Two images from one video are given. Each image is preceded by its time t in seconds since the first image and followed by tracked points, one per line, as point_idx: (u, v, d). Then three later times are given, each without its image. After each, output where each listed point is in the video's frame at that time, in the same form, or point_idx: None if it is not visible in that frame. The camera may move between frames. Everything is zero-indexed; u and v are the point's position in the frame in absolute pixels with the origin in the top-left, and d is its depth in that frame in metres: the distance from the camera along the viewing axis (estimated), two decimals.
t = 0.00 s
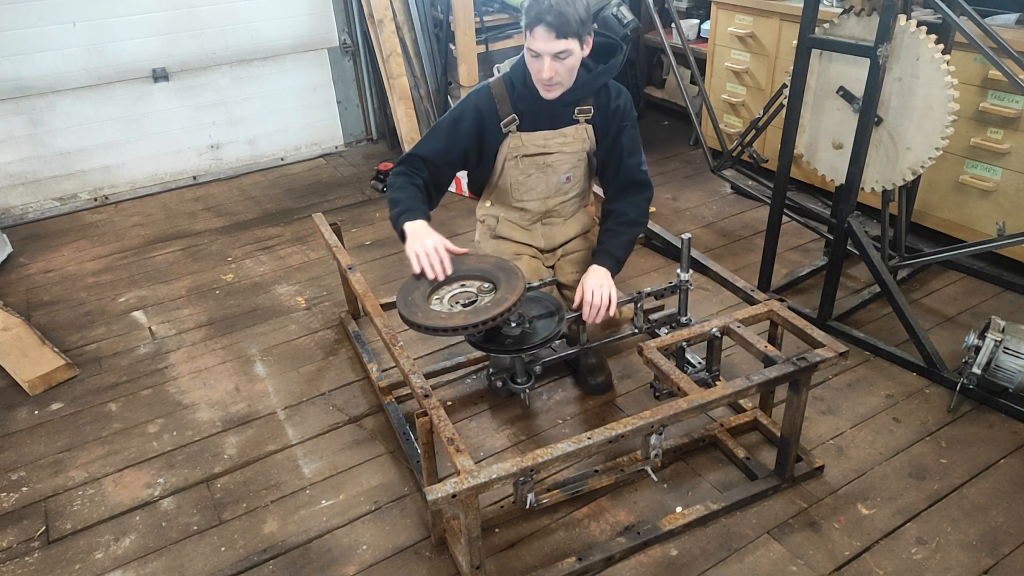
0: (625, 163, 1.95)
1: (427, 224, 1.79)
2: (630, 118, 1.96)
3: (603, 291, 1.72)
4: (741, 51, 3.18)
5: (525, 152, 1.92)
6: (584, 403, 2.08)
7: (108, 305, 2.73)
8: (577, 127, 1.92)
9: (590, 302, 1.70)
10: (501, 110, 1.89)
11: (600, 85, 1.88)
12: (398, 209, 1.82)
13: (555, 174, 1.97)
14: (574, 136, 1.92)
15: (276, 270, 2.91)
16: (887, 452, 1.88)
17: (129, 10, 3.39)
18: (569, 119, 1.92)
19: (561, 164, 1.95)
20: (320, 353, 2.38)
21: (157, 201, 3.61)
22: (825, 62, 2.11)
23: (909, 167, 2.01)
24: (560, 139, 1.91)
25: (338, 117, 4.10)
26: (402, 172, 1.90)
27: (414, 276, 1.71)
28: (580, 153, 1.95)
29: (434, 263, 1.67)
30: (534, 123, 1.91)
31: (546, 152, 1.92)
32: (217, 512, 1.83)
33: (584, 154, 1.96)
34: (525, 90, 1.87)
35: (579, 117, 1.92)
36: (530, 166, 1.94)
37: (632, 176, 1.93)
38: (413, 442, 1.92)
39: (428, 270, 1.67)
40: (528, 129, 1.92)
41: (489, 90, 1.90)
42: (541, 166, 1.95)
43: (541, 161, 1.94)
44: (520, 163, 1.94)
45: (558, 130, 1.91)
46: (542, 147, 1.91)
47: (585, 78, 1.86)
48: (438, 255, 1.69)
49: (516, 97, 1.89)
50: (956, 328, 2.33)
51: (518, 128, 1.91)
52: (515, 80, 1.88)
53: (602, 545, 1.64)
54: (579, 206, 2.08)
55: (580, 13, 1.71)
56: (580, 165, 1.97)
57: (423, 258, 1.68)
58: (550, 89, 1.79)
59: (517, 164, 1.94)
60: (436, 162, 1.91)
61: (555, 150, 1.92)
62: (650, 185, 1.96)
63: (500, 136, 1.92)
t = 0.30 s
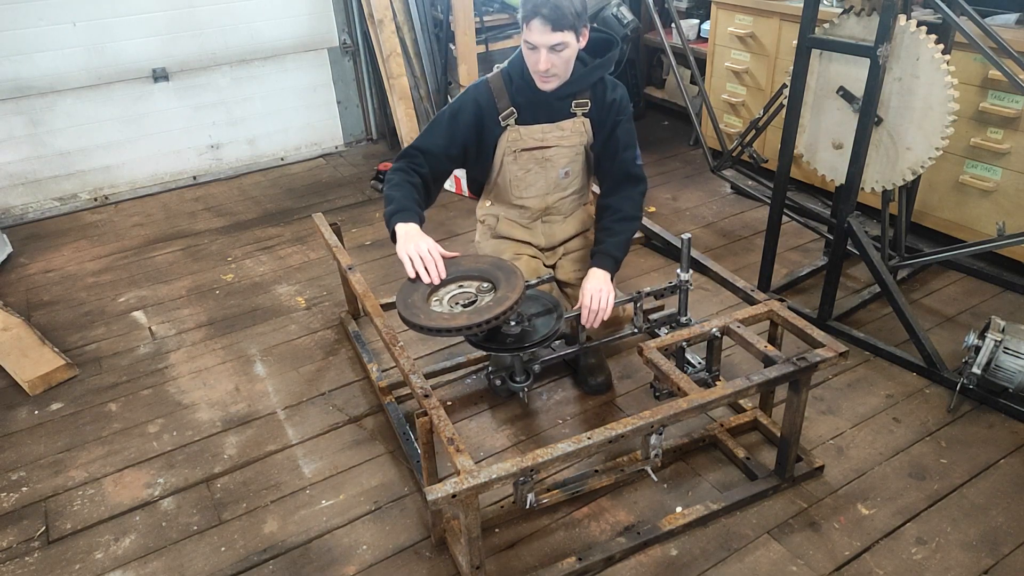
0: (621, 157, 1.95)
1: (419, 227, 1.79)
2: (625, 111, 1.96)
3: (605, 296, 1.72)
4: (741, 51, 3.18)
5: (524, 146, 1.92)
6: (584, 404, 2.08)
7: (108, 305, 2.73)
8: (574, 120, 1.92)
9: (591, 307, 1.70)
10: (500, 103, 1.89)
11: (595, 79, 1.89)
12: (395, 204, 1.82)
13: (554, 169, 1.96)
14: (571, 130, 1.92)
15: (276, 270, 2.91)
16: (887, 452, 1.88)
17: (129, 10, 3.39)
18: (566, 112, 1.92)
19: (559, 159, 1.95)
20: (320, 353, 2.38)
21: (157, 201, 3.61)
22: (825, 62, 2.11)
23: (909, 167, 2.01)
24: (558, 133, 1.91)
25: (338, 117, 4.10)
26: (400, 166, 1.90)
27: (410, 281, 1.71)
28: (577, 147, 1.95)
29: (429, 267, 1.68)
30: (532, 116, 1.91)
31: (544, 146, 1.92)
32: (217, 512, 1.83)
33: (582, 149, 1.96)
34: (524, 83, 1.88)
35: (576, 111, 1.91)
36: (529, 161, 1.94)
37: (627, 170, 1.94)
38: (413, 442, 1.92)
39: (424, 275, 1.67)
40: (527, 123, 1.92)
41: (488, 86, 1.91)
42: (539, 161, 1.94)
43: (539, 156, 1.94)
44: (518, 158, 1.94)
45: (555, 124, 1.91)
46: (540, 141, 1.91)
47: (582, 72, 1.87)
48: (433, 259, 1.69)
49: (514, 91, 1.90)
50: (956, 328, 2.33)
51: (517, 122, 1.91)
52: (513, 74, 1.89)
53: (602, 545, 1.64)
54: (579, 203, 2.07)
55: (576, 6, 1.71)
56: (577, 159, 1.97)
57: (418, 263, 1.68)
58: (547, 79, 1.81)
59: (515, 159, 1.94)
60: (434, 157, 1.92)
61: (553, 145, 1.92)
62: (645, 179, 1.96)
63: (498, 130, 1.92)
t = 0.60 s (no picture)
0: (618, 155, 1.94)
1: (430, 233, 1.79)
2: (624, 110, 1.94)
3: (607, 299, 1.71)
4: (741, 51, 3.18)
5: (523, 144, 1.92)
6: (586, 404, 2.08)
7: (108, 305, 2.73)
8: (572, 118, 1.92)
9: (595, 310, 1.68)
10: (499, 101, 1.89)
11: (593, 77, 1.89)
12: (402, 207, 1.82)
13: (553, 168, 1.96)
14: (570, 128, 1.92)
15: (276, 270, 2.91)
16: (887, 452, 1.88)
17: (129, 10, 3.39)
18: (565, 110, 1.92)
19: (558, 157, 1.95)
20: (320, 353, 2.38)
21: (157, 201, 3.61)
22: (825, 62, 2.11)
23: (909, 167, 2.01)
24: (557, 131, 1.92)
25: (338, 117, 4.10)
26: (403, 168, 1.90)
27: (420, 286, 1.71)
28: (576, 145, 1.94)
29: (439, 273, 1.67)
30: (531, 114, 1.91)
31: (543, 144, 1.92)
32: (217, 512, 1.83)
33: (580, 147, 1.96)
34: (523, 81, 1.88)
35: (574, 109, 1.91)
36: (527, 159, 1.94)
37: (624, 169, 1.93)
38: (413, 442, 1.92)
39: (434, 281, 1.66)
40: (526, 120, 1.92)
41: (487, 83, 1.91)
42: (538, 159, 1.94)
43: (537, 154, 1.94)
44: (518, 157, 1.94)
45: (554, 122, 1.91)
46: (539, 139, 1.91)
47: (580, 70, 1.87)
48: (443, 265, 1.69)
49: (513, 88, 1.90)
50: (957, 328, 2.33)
51: (516, 120, 1.91)
52: (512, 71, 1.89)
53: (602, 545, 1.64)
54: (578, 202, 2.07)
55: (574, 2, 1.72)
56: (576, 158, 1.96)
57: (429, 269, 1.68)
58: (547, 77, 1.81)
59: (514, 157, 1.94)
60: (436, 156, 1.92)
61: (552, 143, 1.92)
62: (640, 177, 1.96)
63: (497, 128, 1.92)
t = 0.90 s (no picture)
0: (616, 155, 1.94)
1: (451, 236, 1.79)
2: (622, 109, 1.94)
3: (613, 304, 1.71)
4: (741, 51, 3.18)
5: (523, 142, 1.92)
6: (586, 404, 2.08)
7: (108, 305, 2.73)
8: (572, 117, 1.92)
9: (607, 318, 1.67)
10: (500, 99, 1.89)
11: (593, 76, 1.89)
12: (419, 209, 1.83)
13: (553, 166, 1.96)
14: (570, 126, 1.92)
15: (276, 270, 2.91)
16: (887, 452, 1.88)
17: (129, 10, 3.39)
18: (564, 108, 1.92)
19: (558, 155, 1.95)
20: (320, 353, 2.38)
21: (157, 201, 3.61)
22: (825, 62, 2.11)
23: (909, 167, 2.01)
24: (557, 129, 1.92)
25: (338, 117, 4.10)
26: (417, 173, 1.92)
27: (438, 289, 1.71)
28: (576, 144, 1.94)
29: (457, 279, 1.67)
30: (532, 112, 1.91)
31: (542, 142, 1.92)
32: (217, 512, 1.83)
33: (580, 145, 1.96)
34: (523, 78, 1.88)
35: (574, 107, 1.91)
36: (528, 157, 1.94)
37: (621, 167, 1.93)
38: (413, 442, 1.92)
39: (453, 285, 1.67)
40: (526, 118, 1.91)
41: (487, 81, 1.91)
42: (538, 157, 1.94)
43: (538, 151, 1.94)
44: (518, 155, 1.94)
45: (554, 121, 1.91)
46: (539, 137, 1.92)
47: (580, 68, 1.87)
48: (463, 270, 1.69)
49: (513, 86, 1.90)
50: (957, 329, 2.33)
51: (517, 118, 1.91)
52: (512, 68, 1.89)
53: (602, 545, 1.64)
54: (578, 202, 2.07)
55: None
56: (576, 156, 1.96)
57: (448, 273, 1.68)
58: (550, 73, 1.81)
59: (515, 155, 1.94)
60: (445, 156, 1.92)
61: (552, 141, 1.92)
62: (637, 176, 1.96)
63: (499, 126, 1.92)
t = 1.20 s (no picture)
0: (617, 157, 1.94)
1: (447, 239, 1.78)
2: (622, 111, 1.94)
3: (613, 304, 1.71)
4: (741, 51, 3.18)
5: (523, 143, 1.92)
6: (586, 405, 2.08)
7: (108, 305, 2.73)
8: (573, 119, 1.92)
9: (607, 318, 1.67)
10: (500, 100, 1.89)
11: (593, 78, 1.89)
12: (419, 209, 1.83)
13: (553, 168, 1.97)
14: (570, 128, 1.92)
15: (276, 270, 2.91)
16: (887, 452, 1.88)
17: (129, 10, 3.39)
18: (565, 110, 1.92)
19: (557, 156, 1.95)
20: (320, 353, 2.38)
21: (157, 202, 3.61)
22: (825, 62, 2.11)
23: (909, 167, 2.01)
24: (557, 131, 1.92)
25: (338, 117, 4.10)
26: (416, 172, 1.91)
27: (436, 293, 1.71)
28: (576, 146, 1.95)
29: (454, 281, 1.66)
30: (533, 113, 1.91)
31: (543, 143, 1.93)
32: (217, 512, 1.83)
33: (580, 147, 1.96)
34: (524, 80, 1.88)
35: (575, 109, 1.91)
36: (528, 158, 1.95)
37: (621, 168, 1.93)
38: (413, 442, 1.92)
39: (448, 288, 1.65)
40: (526, 120, 1.91)
41: (489, 81, 1.91)
42: (538, 158, 1.95)
43: (537, 153, 1.94)
44: (518, 156, 1.94)
45: (554, 122, 1.91)
46: (539, 139, 1.92)
47: (580, 70, 1.87)
48: (459, 272, 1.67)
49: (513, 87, 1.90)
50: (957, 329, 2.33)
51: (517, 119, 1.91)
52: (512, 70, 1.89)
53: (602, 545, 1.64)
54: (577, 203, 2.07)
55: None
56: (576, 158, 1.97)
57: (444, 275, 1.67)
58: (551, 74, 1.80)
59: (515, 156, 1.94)
60: (446, 156, 1.92)
61: (552, 142, 1.93)
62: (638, 177, 1.96)
63: (499, 127, 1.92)
